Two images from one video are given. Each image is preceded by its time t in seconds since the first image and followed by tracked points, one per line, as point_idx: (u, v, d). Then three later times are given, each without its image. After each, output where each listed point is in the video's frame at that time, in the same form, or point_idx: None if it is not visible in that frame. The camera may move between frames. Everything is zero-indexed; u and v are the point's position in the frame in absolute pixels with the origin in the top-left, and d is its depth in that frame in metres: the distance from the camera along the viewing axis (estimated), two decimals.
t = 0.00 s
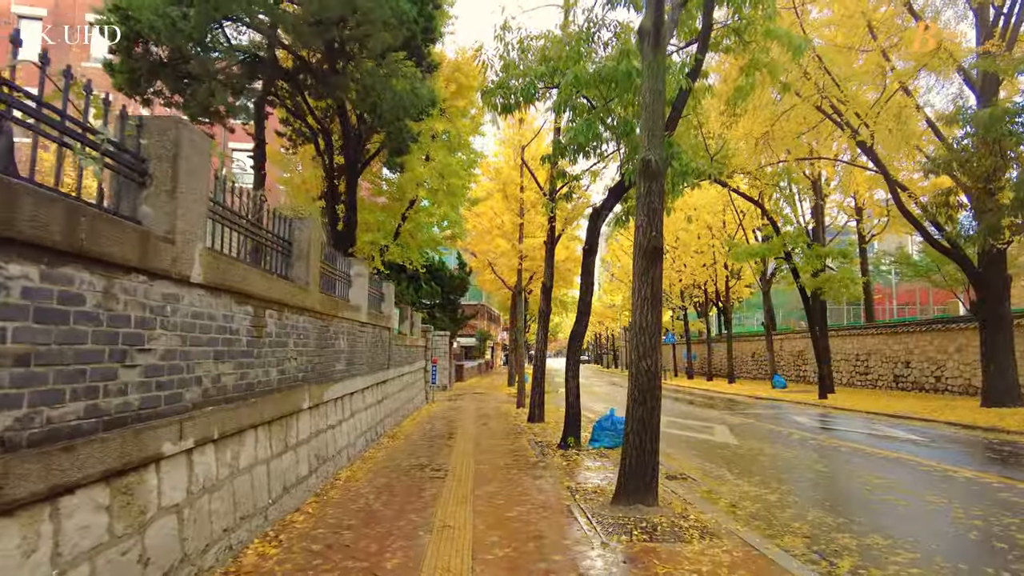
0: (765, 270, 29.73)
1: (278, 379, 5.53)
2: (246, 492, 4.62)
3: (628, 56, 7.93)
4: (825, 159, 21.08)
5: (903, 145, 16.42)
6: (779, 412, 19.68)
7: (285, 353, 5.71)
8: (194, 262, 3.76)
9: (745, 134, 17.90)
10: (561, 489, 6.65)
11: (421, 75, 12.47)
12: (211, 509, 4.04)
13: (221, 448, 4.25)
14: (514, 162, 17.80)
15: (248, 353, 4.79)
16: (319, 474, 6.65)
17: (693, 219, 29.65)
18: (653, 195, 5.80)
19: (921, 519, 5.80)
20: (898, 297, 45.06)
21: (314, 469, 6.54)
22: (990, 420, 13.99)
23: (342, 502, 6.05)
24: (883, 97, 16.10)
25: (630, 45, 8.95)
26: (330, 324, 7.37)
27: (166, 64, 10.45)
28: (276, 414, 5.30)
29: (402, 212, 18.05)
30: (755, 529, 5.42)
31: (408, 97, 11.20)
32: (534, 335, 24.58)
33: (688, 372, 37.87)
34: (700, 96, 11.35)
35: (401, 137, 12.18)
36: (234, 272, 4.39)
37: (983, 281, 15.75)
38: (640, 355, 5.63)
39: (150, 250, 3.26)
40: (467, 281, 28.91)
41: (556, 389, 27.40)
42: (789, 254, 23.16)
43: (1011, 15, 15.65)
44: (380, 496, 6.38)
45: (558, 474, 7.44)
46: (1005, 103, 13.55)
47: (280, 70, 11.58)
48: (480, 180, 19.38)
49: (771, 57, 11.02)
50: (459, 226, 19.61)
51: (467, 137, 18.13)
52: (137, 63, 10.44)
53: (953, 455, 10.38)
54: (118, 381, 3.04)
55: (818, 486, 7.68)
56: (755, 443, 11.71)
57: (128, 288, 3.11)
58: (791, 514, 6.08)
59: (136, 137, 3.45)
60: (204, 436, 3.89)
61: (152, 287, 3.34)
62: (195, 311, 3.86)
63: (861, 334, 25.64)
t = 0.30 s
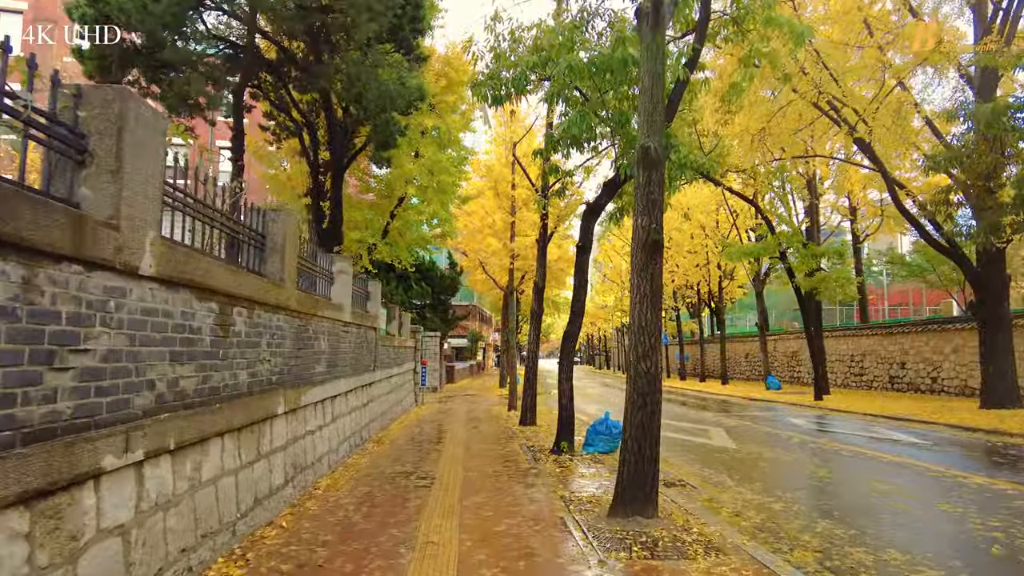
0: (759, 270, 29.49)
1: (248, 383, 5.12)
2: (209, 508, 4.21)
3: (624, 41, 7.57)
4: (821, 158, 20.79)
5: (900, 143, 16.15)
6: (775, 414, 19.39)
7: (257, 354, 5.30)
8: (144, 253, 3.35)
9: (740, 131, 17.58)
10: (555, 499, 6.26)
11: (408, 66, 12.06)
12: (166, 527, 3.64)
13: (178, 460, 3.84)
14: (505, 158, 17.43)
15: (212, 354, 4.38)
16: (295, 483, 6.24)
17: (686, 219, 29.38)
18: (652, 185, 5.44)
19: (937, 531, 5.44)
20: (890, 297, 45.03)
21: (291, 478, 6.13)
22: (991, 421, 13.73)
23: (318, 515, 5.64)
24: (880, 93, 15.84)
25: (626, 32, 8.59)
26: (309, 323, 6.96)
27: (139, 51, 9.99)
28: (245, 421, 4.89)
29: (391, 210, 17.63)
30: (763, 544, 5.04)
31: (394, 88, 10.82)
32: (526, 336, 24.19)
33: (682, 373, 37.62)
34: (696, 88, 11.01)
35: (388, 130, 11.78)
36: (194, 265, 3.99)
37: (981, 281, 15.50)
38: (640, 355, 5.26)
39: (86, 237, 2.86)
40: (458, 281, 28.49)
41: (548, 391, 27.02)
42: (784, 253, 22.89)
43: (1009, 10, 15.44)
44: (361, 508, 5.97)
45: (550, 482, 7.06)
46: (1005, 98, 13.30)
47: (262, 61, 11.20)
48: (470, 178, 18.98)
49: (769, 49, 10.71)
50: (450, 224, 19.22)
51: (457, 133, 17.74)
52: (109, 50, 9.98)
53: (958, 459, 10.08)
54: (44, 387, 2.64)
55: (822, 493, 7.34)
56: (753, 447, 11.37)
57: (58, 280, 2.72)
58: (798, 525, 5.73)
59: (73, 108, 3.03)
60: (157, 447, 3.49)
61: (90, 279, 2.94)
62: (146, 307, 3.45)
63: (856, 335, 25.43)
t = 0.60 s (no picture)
0: (759, 268, 29.16)
1: (224, 381, 4.74)
2: (178, 516, 3.84)
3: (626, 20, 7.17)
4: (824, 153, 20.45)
5: (905, 137, 15.83)
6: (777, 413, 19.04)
7: (234, 350, 4.92)
8: (94, 232, 2.96)
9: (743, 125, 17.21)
10: (555, 505, 5.89)
11: (402, 54, 11.67)
12: (126, 542, 3.26)
13: (140, 466, 3.46)
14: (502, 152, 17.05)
15: (181, 349, 4.00)
16: (279, 489, 5.85)
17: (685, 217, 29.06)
18: (659, 169, 5.08)
19: (965, 540, 5.08)
20: (890, 296, 44.72)
21: (274, 482, 5.76)
22: (999, 421, 13.41)
23: (302, 522, 5.26)
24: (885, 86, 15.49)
25: (629, 14, 8.20)
26: (294, 317, 6.59)
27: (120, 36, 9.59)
28: (220, 421, 4.51)
29: (385, 205, 17.23)
30: (780, 555, 4.68)
31: (386, 76, 10.43)
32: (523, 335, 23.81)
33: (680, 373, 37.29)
34: (700, 77, 10.64)
35: (381, 120, 11.39)
36: (158, 249, 3.60)
37: (988, 278, 15.16)
38: (647, 351, 4.90)
39: (18, 211, 2.49)
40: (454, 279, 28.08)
41: (545, 390, 26.63)
42: (785, 251, 22.56)
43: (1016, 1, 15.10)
44: (348, 515, 5.58)
45: (549, 486, 6.69)
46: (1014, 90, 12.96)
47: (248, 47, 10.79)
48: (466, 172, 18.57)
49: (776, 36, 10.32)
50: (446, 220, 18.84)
51: (454, 127, 17.36)
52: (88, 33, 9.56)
53: (971, 460, 9.73)
54: None
55: (835, 496, 6.98)
56: (758, 447, 11.01)
57: None
58: (815, 533, 5.37)
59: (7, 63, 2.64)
60: (112, 452, 3.11)
61: (26, 262, 2.57)
62: (99, 295, 3.06)
63: (857, 334, 25.11)
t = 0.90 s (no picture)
0: (758, 266, 28.86)
1: (194, 383, 4.35)
2: (137, 534, 3.46)
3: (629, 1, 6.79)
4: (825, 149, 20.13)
5: (909, 132, 15.50)
6: (778, 413, 18.71)
7: (206, 349, 4.54)
8: (30, 214, 2.62)
9: (744, 119, 16.85)
10: (553, 515, 5.53)
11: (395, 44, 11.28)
12: (72, 566, 2.89)
13: (90, 479, 3.08)
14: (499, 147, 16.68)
15: (143, 349, 3.63)
16: (258, 498, 5.47)
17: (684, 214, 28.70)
18: (667, 154, 4.71)
19: (994, 554, 4.74)
20: (889, 294, 44.42)
21: (253, 490, 5.37)
22: (1006, 422, 13.10)
23: (281, 535, 4.88)
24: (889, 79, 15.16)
25: None
26: (276, 314, 6.21)
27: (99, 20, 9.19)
28: (189, 427, 4.13)
29: (379, 201, 16.83)
30: (797, 571, 4.34)
31: (378, 65, 10.05)
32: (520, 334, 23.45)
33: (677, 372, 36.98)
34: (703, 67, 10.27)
35: (372, 111, 11.01)
36: (115, 236, 3.24)
37: (995, 276, 14.85)
38: (654, 351, 4.53)
39: None
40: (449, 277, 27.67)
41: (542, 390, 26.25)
42: (785, 248, 22.22)
43: None
44: (332, 527, 5.20)
45: (547, 493, 6.33)
46: None
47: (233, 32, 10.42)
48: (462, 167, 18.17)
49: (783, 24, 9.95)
50: (441, 217, 18.45)
51: (449, 121, 16.98)
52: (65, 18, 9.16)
53: (984, 463, 9.40)
54: None
55: (848, 503, 6.64)
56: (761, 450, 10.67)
57: None
58: (832, 545, 5.03)
59: None
60: (53, 465, 2.75)
61: None
62: (34, 286, 2.70)
63: (858, 333, 24.81)
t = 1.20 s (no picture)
0: (757, 264, 28.56)
1: (151, 380, 3.94)
2: (76, 549, 3.07)
3: None
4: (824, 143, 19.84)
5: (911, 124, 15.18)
6: (777, 412, 18.39)
7: (167, 342, 4.12)
8: None
9: (742, 112, 16.51)
10: (549, 522, 5.14)
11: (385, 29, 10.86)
12: None
13: (12, 488, 2.70)
14: (492, 140, 16.27)
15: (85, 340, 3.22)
16: (229, 504, 5.07)
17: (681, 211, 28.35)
18: (672, 129, 4.34)
19: None
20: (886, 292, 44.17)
21: (223, 495, 4.97)
22: (1013, 421, 12.78)
23: (252, 546, 4.49)
24: (891, 70, 14.83)
25: None
26: (251, 307, 5.79)
27: None
28: (144, 428, 3.72)
29: (370, 195, 16.44)
30: None
31: (365, 48, 9.62)
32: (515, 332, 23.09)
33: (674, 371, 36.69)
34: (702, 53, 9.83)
35: (360, 99, 10.60)
36: (44, 211, 2.85)
37: (999, 271, 14.54)
38: (658, 344, 4.14)
39: None
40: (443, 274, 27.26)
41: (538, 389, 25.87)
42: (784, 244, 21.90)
43: None
44: (308, 536, 4.78)
45: (542, 498, 5.95)
46: None
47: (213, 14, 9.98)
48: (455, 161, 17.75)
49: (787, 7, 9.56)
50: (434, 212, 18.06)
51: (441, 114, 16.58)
52: None
53: (995, 463, 9.06)
54: None
55: (860, 507, 6.27)
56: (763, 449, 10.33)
57: None
58: (849, 554, 4.65)
59: None
60: None
61: None
62: None
63: (857, 331, 24.51)
